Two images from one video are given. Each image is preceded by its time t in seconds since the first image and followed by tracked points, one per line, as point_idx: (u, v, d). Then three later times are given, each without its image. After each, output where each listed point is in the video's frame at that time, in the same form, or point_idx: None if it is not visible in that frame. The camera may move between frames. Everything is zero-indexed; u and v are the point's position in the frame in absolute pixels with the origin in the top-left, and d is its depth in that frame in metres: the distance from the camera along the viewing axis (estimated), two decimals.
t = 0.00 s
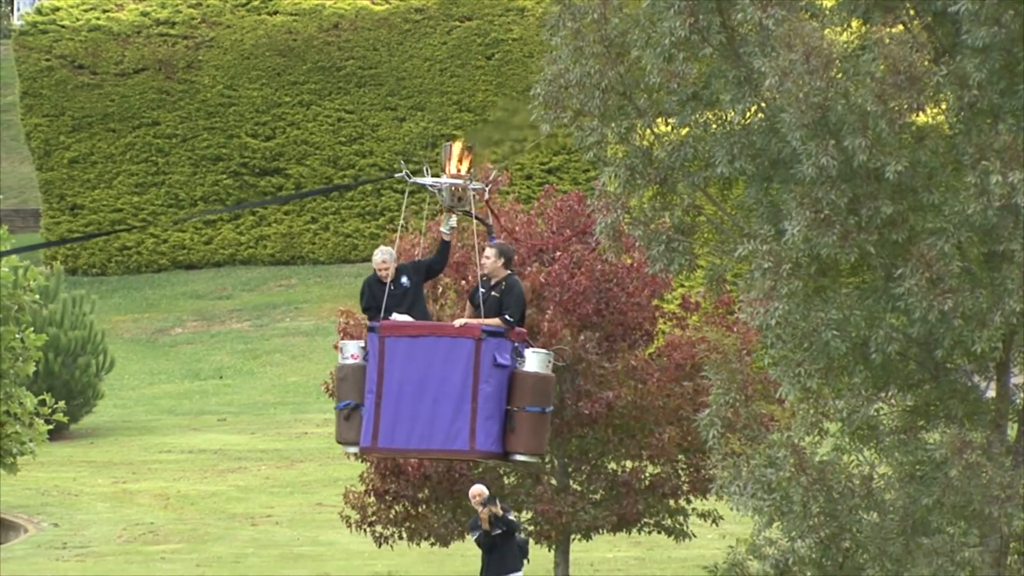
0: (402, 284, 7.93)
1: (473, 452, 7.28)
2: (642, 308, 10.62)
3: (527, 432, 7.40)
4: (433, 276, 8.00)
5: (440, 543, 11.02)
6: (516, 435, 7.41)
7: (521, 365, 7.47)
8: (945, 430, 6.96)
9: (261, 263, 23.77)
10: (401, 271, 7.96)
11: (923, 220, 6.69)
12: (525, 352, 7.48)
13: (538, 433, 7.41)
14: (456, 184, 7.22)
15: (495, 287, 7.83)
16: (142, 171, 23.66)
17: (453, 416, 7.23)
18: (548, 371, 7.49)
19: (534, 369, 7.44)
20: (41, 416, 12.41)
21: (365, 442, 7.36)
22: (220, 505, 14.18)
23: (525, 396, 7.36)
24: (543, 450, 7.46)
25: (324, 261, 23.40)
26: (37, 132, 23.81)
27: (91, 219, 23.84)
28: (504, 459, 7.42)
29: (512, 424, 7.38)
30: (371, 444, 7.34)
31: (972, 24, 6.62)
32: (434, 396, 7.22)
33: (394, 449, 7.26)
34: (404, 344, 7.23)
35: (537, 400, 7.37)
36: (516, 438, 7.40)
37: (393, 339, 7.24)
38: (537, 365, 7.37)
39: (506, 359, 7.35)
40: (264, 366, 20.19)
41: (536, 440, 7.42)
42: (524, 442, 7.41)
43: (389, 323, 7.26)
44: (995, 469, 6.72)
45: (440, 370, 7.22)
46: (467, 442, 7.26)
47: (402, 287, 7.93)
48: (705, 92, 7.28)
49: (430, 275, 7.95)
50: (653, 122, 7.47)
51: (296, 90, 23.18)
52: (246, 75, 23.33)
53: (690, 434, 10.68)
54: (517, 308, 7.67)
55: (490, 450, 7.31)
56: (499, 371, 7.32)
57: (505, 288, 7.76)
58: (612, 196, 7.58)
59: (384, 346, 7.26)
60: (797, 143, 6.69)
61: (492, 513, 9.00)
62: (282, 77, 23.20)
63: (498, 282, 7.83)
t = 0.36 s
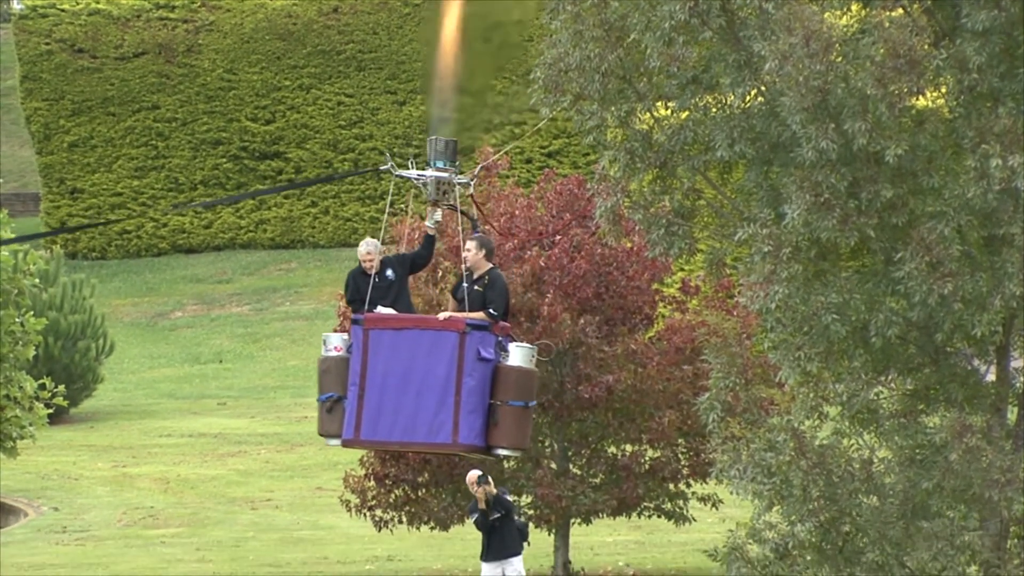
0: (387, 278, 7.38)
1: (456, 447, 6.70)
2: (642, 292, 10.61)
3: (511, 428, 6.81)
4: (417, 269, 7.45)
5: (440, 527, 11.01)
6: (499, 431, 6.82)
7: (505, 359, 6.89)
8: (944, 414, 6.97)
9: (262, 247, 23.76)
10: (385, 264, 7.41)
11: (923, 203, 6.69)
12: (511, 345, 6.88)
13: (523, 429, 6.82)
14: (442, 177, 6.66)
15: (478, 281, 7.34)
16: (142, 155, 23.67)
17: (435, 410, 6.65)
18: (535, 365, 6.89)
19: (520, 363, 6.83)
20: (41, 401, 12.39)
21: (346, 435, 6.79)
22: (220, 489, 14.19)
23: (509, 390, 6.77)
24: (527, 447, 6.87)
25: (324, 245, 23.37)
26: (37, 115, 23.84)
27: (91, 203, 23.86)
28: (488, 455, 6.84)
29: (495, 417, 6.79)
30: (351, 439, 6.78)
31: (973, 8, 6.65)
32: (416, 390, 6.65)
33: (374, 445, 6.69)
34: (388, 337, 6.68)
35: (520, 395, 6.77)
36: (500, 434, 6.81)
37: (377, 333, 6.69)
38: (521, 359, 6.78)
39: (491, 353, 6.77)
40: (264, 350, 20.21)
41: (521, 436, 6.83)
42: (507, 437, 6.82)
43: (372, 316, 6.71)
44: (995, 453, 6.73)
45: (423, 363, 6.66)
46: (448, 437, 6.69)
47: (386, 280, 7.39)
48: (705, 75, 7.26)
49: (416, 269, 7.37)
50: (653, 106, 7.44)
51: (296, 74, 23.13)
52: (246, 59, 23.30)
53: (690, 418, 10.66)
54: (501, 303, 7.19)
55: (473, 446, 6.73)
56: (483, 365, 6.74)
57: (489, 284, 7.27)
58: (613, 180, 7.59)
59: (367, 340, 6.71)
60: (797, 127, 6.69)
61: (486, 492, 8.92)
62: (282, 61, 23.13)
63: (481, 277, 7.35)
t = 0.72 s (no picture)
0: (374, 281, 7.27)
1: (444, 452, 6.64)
2: (646, 287, 10.60)
3: (498, 433, 6.77)
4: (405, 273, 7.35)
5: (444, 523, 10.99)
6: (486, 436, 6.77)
7: (493, 364, 6.85)
8: (948, 409, 6.98)
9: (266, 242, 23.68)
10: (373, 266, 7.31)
11: (927, 198, 6.69)
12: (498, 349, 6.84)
13: (509, 434, 6.78)
14: (430, 180, 6.58)
15: (466, 286, 7.26)
16: (146, 150, 23.73)
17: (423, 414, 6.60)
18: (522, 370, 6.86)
19: (506, 368, 6.79)
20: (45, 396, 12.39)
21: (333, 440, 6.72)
22: (223, 484, 14.20)
23: (497, 395, 6.73)
24: (514, 452, 6.82)
25: (328, 241, 23.21)
26: (41, 110, 23.87)
27: (95, 198, 23.87)
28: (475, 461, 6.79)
29: (482, 422, 6.74)
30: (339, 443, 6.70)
31: (976, 3, 6.66)
32: (402, 395, 6.59)
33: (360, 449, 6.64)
34: (375, 342, 6.61)
35: (507, 400, 6.73)
36: (486, 439, 6.76)
37: (363, 337, 6.62)
38: (508, 363, 6.74)
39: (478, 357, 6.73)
40: (267, 345, 20.22)
41: (508, 441, 6.79)
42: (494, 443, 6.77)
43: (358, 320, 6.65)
44: (1000, 448, 6.74)
45: (411, 367, 6.60)
46: (436, 442, 6.63)
47: (373, 283, 7.28)
48: (709, 70, 7.23)
49: (404, 272, 7.29)
50: (656, 101, 7.46)
51: (299, 69, 23.05)
52: (249, 53, 23.25)
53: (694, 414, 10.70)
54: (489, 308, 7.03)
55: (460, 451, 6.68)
56: (470, 369, 6.69)
57: (476, 288, 7.17)
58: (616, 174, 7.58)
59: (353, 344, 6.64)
60: (801, 122, 6.67)
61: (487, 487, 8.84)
62: (285, 55, 23.04)
63: (469, 280, 7.27)
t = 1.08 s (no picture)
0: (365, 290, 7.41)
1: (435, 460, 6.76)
2: (653, 287, 10.58)
3: (489, 443, 6.89)
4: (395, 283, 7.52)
5: (451, 523, 11.00)
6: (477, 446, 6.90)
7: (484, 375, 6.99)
8: (955, 409, 6.98)
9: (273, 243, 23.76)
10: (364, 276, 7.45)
11: (934, 198, 6.69)
12: (489, 360, 6.98)
13: (500, 443, 6.91)
14: (422, 191, 6.65)
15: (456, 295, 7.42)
16: (153, 150, 23.79)
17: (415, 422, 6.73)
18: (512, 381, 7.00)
19: (497, 378, 6.92)
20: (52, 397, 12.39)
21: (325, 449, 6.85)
22: (230, 485, 14.20)
23: (488, 404, 6.86)
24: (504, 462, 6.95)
25: (335, 241, 23.15)
26: (48, 111, 23.93)
27: (101, 198, 23.93)
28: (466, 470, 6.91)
29: (472, 432, 6.87)
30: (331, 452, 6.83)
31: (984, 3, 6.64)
32: (394, 405, 6.72)
33: (353, 457, 6.76)
34: (367, 350, 6.75)
35: (498, 410, 6.87)
36: (477, 449, 6.89)
37: (355, 346, 6.76)
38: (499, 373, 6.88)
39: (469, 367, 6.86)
40: (275, 345, 20.24)
41: (498, 452, 6.91)
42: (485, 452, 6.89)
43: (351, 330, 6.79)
44: (1007, 449, 6.73)
45: (403, 376, 6.74)
46: (427, 450, 6.75)
47: (365, 293, 7.44)
48: (716, 71, 7.24)
49: (395, 283, 7.45)
50: (664, 101, 7.43)
51: (307, 69, 23.06)
52: (257, 54, 23.26)
53: (701, 414, 10.68)
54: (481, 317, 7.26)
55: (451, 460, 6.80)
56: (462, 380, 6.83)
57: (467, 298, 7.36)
58: (623, 174, 7.56)
59: (345, 353, 6.78)
60: (808, 122, 6.66)
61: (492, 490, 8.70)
62: (292, 56, 23.11)
63: (460, 290, 7.41)
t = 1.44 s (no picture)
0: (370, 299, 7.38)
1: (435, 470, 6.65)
2: (668, 287, 10.58)
3: (490, 453, 6.77)
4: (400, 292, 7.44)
5: (467, 523, 11.03)
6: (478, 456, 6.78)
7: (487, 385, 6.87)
8: (970, 409, 6.98)
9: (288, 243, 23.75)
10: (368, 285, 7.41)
11: (949, 198, 6.68)
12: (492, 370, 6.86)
13: (502, 454, 6.79)
14: (427, 200, 6.66)
15: (459, 305, 7.30)
16: (168, 150, 23.85)
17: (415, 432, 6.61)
18: (515, 392, 6.88)
19: (500, 389, 6.81)
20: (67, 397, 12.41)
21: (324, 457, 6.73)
22: (246, 485, 14.22)
23: (490, 415, 6.75)
24: (506, 473, 6.84)
25: (349, 241, 23.15)
26: (63, 111, 24.03)
27: (116, 198, 24.05)
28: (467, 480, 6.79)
29: (474, 442, 6.75)
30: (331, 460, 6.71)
31: (999, 3, 6.63)
32: (394, 414, 6.61)
33: (352, 466, 6.64)
34: (368, 359, 6.63)
35: (500, 421, 6.75)
36: (478, 460, 6.77)
37: (356, 354, 6.64)
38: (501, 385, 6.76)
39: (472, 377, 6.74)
40: (289, 345, 20.27)
41: (500, 463, 6.80)
42: (485, 464, 6.77)
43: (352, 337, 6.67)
44: (1022, 449, 6.68)
45: (404, 385, 6.63)
46: (427, 461, 6.63)
47: (368, 301, 7.39)
48: (731, 70, 7.24)
49: (398, 292, 7.38)
50: (679, 101, 7.42)
51: (321, 69, 23.10)
52: (272, 54, 23.28)
53: (716, 414, 10.70)
54: (484, 328, 7.14)
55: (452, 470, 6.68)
56: (464, 389, 6.71)
57: (470, 308, 7.24)
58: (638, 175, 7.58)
59: (346, 361, 6.66)
60: (823, 122, 6.65)
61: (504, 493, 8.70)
62: (307, 56, 23.09)
63: (463, 301, 7.30)
